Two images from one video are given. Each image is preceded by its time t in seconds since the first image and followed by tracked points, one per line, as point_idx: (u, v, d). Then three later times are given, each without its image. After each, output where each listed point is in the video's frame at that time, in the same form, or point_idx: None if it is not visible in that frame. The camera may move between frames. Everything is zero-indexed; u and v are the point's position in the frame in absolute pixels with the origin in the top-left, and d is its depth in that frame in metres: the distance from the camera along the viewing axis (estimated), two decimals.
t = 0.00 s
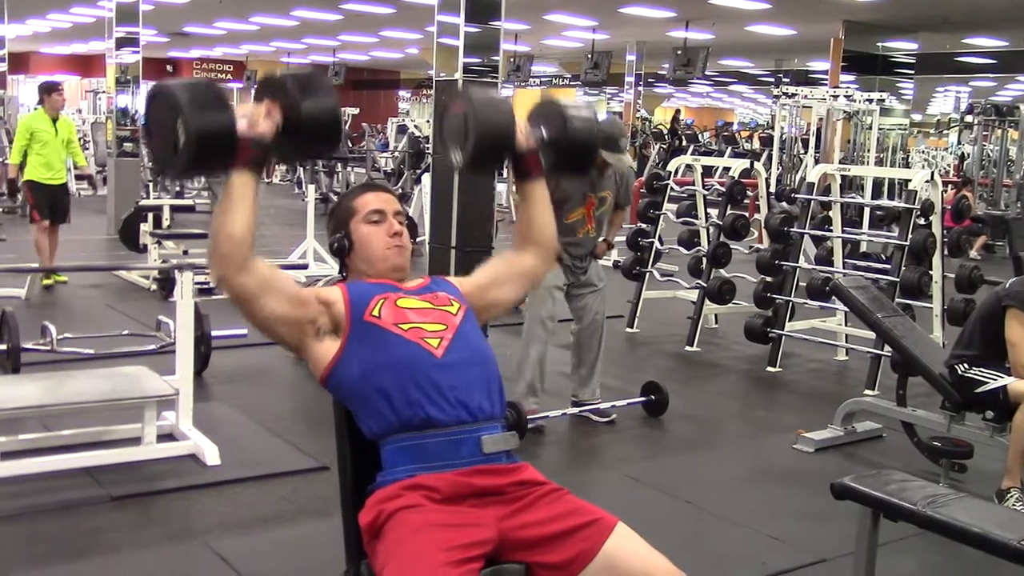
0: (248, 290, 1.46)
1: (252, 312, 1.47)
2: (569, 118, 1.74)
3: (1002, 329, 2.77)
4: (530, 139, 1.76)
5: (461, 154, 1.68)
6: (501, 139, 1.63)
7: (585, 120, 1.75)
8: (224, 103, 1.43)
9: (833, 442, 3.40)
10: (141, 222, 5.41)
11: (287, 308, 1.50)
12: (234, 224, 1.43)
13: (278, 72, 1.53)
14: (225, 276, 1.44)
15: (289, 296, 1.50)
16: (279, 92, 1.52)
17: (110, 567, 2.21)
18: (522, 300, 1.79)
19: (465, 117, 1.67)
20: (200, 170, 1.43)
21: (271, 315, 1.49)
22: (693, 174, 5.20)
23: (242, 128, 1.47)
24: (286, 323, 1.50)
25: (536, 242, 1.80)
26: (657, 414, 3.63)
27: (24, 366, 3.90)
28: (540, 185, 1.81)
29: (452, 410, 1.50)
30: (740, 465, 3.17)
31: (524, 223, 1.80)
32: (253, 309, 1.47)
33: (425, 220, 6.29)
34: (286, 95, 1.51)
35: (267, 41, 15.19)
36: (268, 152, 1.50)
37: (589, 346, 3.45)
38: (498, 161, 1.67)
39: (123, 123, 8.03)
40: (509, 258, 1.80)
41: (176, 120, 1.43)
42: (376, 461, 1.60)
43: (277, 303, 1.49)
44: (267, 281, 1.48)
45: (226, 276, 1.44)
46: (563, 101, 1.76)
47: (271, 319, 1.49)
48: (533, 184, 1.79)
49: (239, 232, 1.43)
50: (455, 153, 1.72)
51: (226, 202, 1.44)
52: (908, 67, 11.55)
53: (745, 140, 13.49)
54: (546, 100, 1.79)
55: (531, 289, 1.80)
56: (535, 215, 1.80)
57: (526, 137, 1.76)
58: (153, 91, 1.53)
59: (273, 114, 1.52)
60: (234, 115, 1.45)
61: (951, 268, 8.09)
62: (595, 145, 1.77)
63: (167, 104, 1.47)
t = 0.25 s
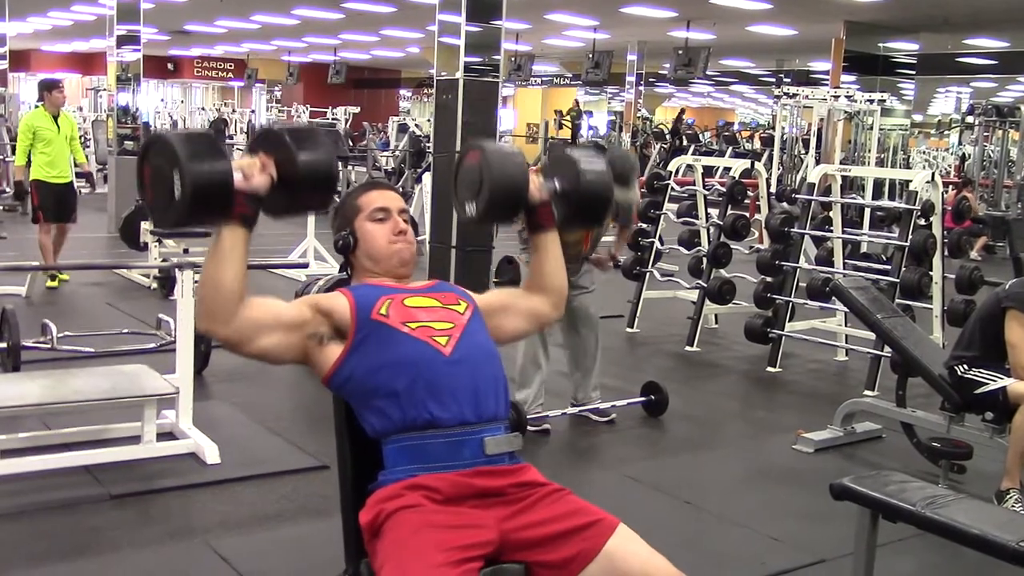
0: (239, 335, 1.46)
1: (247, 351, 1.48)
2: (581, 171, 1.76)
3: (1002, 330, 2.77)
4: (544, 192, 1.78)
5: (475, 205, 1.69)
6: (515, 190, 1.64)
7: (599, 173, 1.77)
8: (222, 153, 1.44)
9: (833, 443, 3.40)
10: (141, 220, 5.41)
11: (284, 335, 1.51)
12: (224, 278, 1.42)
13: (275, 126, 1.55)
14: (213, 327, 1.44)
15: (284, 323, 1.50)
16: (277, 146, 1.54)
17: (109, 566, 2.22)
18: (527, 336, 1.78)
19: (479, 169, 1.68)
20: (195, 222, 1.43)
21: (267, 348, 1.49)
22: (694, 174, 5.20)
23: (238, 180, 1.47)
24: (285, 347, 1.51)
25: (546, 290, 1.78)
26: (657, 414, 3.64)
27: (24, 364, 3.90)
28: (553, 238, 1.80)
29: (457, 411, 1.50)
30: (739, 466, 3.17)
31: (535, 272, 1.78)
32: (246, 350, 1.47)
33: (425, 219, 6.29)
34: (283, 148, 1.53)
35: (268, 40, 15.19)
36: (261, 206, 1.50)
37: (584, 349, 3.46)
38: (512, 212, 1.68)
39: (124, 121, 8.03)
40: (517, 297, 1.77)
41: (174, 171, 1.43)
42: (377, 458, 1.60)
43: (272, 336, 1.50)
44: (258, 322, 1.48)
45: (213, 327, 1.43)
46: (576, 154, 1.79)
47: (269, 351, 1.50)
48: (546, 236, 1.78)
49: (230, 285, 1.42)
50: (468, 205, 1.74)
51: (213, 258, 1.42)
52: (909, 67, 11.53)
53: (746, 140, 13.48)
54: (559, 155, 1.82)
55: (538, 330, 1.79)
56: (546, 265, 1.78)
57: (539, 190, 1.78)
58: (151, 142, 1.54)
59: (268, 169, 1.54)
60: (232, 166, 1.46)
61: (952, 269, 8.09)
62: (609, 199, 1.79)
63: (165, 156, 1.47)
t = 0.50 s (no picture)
0: (242, 342, 1.47)
1: (250, 356, 1.49)
2: (581, 186, 1.79)
3: (1001, 334, 2.77)
4: (542, 207, 1.80)
5: (473, 220, 1.70)
6: (512, 207, 1.66)
7: (598, 189, 1.80)
8: (228, 164, 1.45)
9: (831, 446, 3.40)
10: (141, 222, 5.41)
11: (287, 340, 1.51)
12: (228, 290, 1.44)
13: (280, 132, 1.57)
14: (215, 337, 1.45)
15: (286, 328, 1.50)
16: (281, 153, 1.57)
17: (107, 567, 2.21)
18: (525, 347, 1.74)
19: (477, 184, 1.69)
20: (200, 233, 1.45)
21: (271, 353, 1.50)
22: (693, 177, 5.21)
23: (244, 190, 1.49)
24: (289, 353, 1.52)
25: (544, 301, 1.76)
26: (655, 417, 3.64)
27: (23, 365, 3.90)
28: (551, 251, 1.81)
29: (459, 411, 1.50)
30: (738, 468, 3.17)
31: (533, 284, 1.77)
32: (250, 356, 1.48)
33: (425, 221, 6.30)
34: (289, 156, 1.55)
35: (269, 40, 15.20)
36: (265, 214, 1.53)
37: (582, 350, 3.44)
38: (510, 229, 1.69)
39: (124, 121, 8.03)
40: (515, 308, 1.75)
41: (179, 181, 1.45)
42: (377, 459, 1.60)
43: (276, 341, 1.50)
44: (261, 327, 1.49)
45: (215, 338, 1.45)
46: (575, 169, 1.81)
47: (272, 357, 1.51)
48: (545, 249, 1.79)
49: (232, 297, 1.44)
50: (466, 220, 1.74)
51: (218, 267, 1.44)
52: (908, 70, 11.54)
53: (746, 143, 13.50)
54: (558, 170, 1.85)
55: (537, 341, 1.76)
56: (544, 277, 1.77)
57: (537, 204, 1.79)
58: (153, 145, 1.55)
59: (274, 175, 1.56)
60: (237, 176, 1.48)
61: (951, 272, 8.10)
62: (608, 214, 1.81)
63: (169, 163, 1.49)
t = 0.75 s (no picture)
0: (241, 323, 1.45)
1: (249, 341, 1.47)
2: (575, 166, 1.80)
3: (999, 335, 2.76)
4: (536, 186, 1.80)
5: (467, 198, 1.69)
6: (507, 184, 1.65)
7: (592, 170, 1.81)
8: (225, 139, 1.44)
9: (830, 448, 3.40)
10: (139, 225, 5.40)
11: (287, 329, 1.49)
12: (229, 264, 1.42)
13: (279, 108, 1.56)
14: (218, 312, 1.43)
15: (287, 317, 1.49)
16: (281, 129, 1.55)
17: (105, 570, 2.21)
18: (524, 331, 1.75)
19: (472, 162, 1.68)
20: (199, 208, 1.44)
21: (270, 340, 1.48)
22: (691, 180, 5.21)
23: (242, 164, 1.48)
24: (288, 344, 1.50)
25: (540, 282, 1.77)
26: (654, 419, 3.64)
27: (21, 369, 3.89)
28: (545, 232, 1.80)
29: (457, 413, 1.50)
30: (737, 471, 3.17)
31: (528, 265, 1.78)
32: (249, 339, 1.46)
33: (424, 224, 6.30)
34: (288, 131, 1.54)
35: (267, 44, 15.20)
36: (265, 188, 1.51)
37: (585, 353, 3.46)
38: (504, 207, 1.68)
39: (122, 125, 8.03)
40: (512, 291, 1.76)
41: (177, 156, 1.44)
42: (376, 461, 1.60)
43: (276, 328, 1.49)
44: (261, 311, 1.47)
45: (218, 312, 1.43)
46: (569, 150, 1.82)
47: (271, 344, 1.49)
48: (538, 230, 1.79)
49: (233, 272, 1.42)
50: (460, 199, 1.73)
51: (221, 240, 1.43)
52: (907, 72, 11.57)
53: (744, 145, 13.51)
54: (552, 151, 1.85)
55: (533, 324, 1.76)
56: (538, 259, 1.78)
57: (531, 184, 1.79)
58: (152, 125, 1.54)
59: (273, 150, 1.54)
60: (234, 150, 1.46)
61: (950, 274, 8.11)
62: (601, 194, 1.82)
63: (167, 141, 1.48)
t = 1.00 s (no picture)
0: (241, 298, 1.46)
1: (249, 322, 1.48)
2: (568, 136, 1.77)
3: (999, 338, 2.76)
4: (529, 157, 1.78)
5: (459, 172, 1.68)
6: (499, 156, 1.64)
7: (585, 138, 1.78)
8: (221, 111, 1.45)
9: (829, 450, 3.40)
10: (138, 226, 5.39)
11: (286, 315, 1.50)
12: (230, 233, 1.43)
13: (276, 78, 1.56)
14: (220, 284, 1.44)
15: (287, 300, 1.50)
16: (279, 100, 1.56)
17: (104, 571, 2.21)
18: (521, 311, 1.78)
19: (464, 135, 1.67)
20: (197, 180, 1.45)
21: (269, 322, 1.49)
22: (691, 182, 5.21)
23: (240, 134, 1.50)
24: (287, 333, 1.50)
25: (534, 257, 1.79)
26: (653, 416, 3.62)
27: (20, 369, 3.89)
28: (538, 203, 1.80)
29: (455, 413, 1.49)
30: (737, 473, 3.17)
31: (522, 240, 1.79)
32: (249, 319, 1.47)
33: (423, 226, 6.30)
34: (286, 101, 1.54)
35: (267, 45, 15.19)
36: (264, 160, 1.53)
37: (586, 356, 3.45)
38: (497, 179, 1.67)
39: (122, 126, 8.01)
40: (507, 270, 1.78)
41: (174, 128, 1.44)
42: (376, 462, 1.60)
43: (275, 312, 1.49)
44: (260, 290, 1.48)
45: (220, 285, 1.44)
46: (562, 120, 1.79)
47: (269, 328, 1.49)
48: (532, 202, 1.78)
49: (236, 242, 1.43)
50: (453, 172, 1.72)
51: (223, 209, 1.45)
52: (906, 75, 11.57)
53: (744, 148, 13.52)
54: (545, 120, 1.82)
55: (530, 300, 1.79)
56: (532, 233, 1.79)
57: (524, 156, 1.77)
58: (150, 99, 1.54)
59: (272, 120, 1.55)
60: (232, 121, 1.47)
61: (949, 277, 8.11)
62: (595, 164, 1.80)
63: (165, 114, 1.48)
